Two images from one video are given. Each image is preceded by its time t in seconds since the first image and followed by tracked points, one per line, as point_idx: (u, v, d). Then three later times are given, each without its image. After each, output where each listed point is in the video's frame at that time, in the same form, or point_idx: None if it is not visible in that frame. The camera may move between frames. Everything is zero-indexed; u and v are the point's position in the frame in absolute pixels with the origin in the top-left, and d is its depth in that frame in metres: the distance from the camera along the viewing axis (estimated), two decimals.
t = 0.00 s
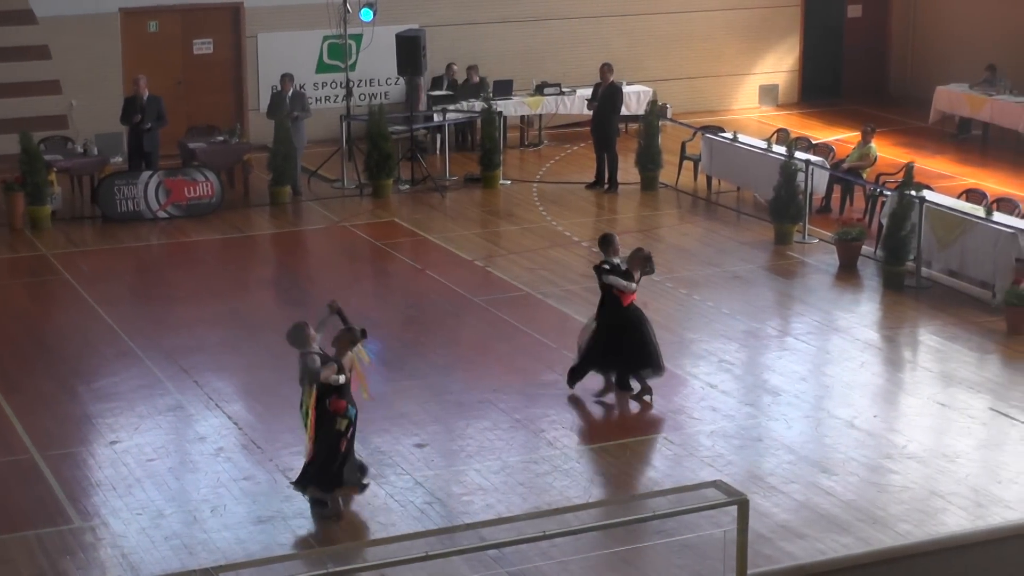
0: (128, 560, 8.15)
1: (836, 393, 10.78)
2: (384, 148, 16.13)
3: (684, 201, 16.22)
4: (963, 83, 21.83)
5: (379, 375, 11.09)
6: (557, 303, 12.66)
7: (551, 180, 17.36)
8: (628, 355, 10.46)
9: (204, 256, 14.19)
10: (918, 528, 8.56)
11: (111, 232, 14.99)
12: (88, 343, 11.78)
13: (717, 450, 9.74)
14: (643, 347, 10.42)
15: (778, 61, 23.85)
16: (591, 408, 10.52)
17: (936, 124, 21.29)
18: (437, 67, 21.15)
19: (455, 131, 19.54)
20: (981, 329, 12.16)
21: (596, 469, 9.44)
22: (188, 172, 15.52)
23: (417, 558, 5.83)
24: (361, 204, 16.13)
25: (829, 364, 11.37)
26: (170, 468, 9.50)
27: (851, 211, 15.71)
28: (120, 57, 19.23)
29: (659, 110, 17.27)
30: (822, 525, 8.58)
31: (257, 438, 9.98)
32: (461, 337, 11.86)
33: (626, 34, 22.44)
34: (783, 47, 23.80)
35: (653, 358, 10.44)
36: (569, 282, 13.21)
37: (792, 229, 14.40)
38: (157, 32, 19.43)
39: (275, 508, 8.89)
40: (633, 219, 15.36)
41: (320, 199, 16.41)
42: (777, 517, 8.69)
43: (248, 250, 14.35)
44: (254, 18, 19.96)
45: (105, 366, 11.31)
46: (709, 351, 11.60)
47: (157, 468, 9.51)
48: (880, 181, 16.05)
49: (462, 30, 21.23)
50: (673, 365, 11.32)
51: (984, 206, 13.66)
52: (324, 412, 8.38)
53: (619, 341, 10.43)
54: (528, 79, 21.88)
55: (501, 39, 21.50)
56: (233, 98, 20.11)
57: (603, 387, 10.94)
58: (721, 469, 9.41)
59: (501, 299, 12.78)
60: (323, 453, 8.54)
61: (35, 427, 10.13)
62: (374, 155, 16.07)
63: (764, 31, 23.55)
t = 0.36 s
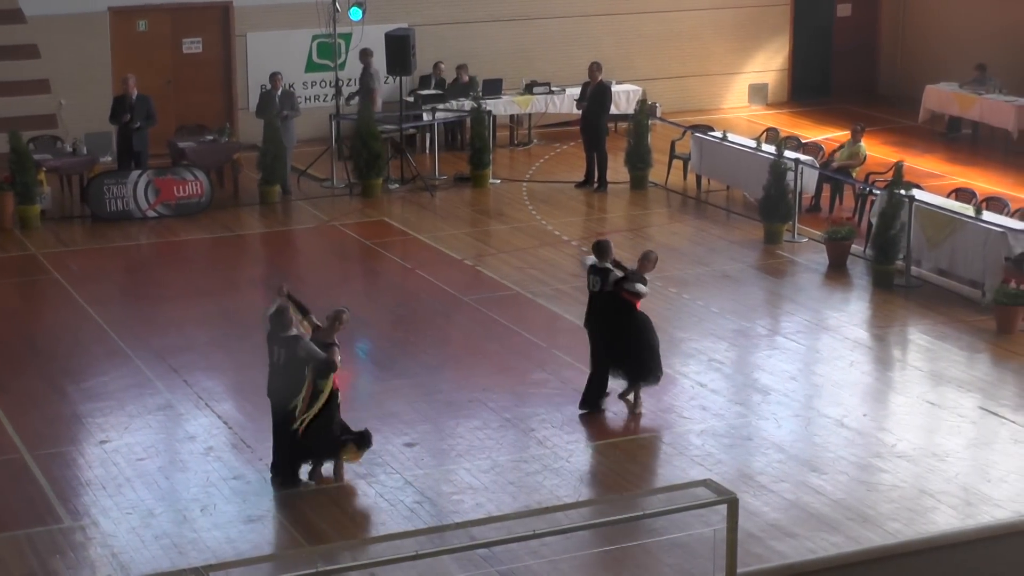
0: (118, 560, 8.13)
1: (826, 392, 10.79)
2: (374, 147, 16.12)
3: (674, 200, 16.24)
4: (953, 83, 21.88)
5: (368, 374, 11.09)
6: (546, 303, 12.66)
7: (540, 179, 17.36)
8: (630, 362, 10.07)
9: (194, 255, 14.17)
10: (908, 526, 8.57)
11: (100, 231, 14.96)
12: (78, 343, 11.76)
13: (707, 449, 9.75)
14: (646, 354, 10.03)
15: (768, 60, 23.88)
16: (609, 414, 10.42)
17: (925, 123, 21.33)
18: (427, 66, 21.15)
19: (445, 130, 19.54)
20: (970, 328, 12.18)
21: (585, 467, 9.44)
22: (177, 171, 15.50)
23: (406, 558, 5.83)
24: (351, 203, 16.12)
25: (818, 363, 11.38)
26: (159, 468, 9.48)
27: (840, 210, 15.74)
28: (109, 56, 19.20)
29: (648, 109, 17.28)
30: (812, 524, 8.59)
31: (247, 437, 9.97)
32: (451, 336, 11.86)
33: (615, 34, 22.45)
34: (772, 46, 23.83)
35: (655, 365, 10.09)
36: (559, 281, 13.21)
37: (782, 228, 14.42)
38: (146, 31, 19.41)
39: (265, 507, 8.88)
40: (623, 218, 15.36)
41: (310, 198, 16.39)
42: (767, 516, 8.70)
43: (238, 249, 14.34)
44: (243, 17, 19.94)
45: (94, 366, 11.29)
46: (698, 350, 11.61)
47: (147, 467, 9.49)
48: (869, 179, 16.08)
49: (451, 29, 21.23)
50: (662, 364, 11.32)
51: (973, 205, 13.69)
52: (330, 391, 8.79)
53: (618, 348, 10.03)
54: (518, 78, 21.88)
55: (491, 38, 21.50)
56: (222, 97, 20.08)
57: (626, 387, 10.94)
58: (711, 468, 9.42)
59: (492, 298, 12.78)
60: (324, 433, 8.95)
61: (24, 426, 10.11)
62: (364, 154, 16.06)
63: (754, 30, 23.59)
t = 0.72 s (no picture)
0: (113, 558, 8.13)
1: (820, 389, 10.80)
2: (368, 145, 16.12)
3: (668, 197, 16.25)
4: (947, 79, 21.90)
5: (362, 372, 11.09)
6: (541, 300, 12.66)
7: (535, 177, 17.37)
8: (633, 377, 9.67)
9: (188, 254, 14.16)
10: (903, 523, 8.58)
11: (95, 230, 14.95)
12: (72, 341, 11.75)
13: (701, 446, 9.75)
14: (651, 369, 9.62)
15: (762, 58, 23.89)
16: (609, 426, 10.15)
17: (919, 120, 21.35)
18: (421, 64, 21.14)
19: (439, 128, 19.54)
20: (965, 325, 12.20)
21: (579, 465, 9.44)
22: (171, 169, 15.49)
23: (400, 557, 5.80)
24: (346, 201, 16.12)
25: (813, 360, 11.39)
26: (154, 466, 9.48)
27: (835, 207, 15.75)
28: (104, 54, 19.18)
29: (642, 107, 17.28)
30: (807, 521, 8.59)
31: (241, 435, 9.97)
32: (445, 334, 11.86)
33: (609, 31, 22.46)
34: (767, 43, 23.84)
35: (665, 377, 9.65)
36: (553, 279, 13.21)
37: (776, 225, 14.43)
38: (140, 29, 19.38)
39: (259, 505, 8.88)
40: (617, 215, 15.37)
41: (304, 196, 16.39)
42: (762, 514, 8.71)
43: (232, 247, 14.34)
44: (238, 15, 19.93)
45: (88, 364, 11.28)
46: (691, 348, 11.61)
47: (141, 465, 9.49)
48: (864, 176, 16.08)
49: (445, 27, 21.22)
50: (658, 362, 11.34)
51: (968, 202, 13.70)
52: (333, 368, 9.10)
53: (619, 362, 9.66)
54: (512, 76, 21.89)
55: (485, 36, 21.49)
56: (217, 95, 20.08)
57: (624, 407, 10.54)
58: (705, 465, 9.43)
59: (486, 296, 12.79)
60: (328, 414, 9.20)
61: (19, 425, 10.10)
62: (358, 152, 16.06)
63: (748, 28, 23.59)
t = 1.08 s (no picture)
0: (132, 553, 8.15)
1: (839, 384, 10.77)
2: (385, 141, 16.12)
3: (686, 192, 16.22)
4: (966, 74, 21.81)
5: (381, 367, 11.08)
6: (559, 296, 12.65)
7: (553, 172, 17.35)
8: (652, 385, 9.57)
9: (205, 249, 14.18)
10: (922, 519, 8.55)
11: (113, 226, 14.98)
12: (91, 337, 11.78)
13: (720, 442, 9.73)
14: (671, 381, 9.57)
15: (780, 52, 23.83)
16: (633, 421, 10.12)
17: (937, 115, 21.27)
18: (438, 59, 21.13)
19: (456, 124, 19.54)
20: (983, 320, 12.16)
21: (598, 461, 9.43)
22: (189, 165, 15.51)
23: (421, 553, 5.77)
24: (363, 197, 16.12)
25: (832, 355, 11.36)
26: (172, 462, 9.50)
27: (853, 203, 15.71)
28: (120, 50, 19.20)
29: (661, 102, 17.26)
30: (826, 517, 8.57)
31: (260, 431, 9.98)
32: (464, 330, 11.86)
33: (627, 26, 22.42)
34: (784, 38, 23.78)
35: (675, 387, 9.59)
36: (571, 274, 13.20)
37: (795, 220, 14.39)
38: (158, 25, 19.39)
39: (278, 501, 8.89)
40: (635, 211, 15.35)
41: (322, 192, 16.40)
42: (780, 509, 8.69)
43: (249, 243, 14.35)
44: (255, 11, 19.93)
45: (107, 360, 11.31)
46: (711, 343, 11.59)
47: (160, 461, 9.51)
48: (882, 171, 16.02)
49: (462, 22, 21.20)
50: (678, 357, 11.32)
51: (986, 196, 13.64)
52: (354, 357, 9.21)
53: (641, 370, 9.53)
54: (530, 71, 21.86)
55: (503, 31, 21.47)
56: (234, 91, 20.10)
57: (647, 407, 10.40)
58: (724, 461, 9.42)
59: (504, 291, 12.78)
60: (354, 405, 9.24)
61: (39, 420, 10.13)
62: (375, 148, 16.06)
63: (765, 22, 23.54)
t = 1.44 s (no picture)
0: (145, 548, 8.17)
1: (852, 380, 10.76)
2: (399, 135, 16.12)
3: (700, 187, 16.21)
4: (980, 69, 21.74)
5: (395, 362, 11.09)
6: (573, 291, 12.64)
7: (567, 167, 17.34)
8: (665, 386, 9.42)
9: (217, 244, 14.19)
10: (934, 514, 8.54)
11: (126, 220, 15.01)
12: (104, 332, 11.80)
13: (734, 438, 9.72)
14: (683, 383, 9.41)
15: (793, 48, 23.79)
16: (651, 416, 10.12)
17: (951, 110, 21.21)
18: (451, 54, 21.12)
19: (469, 119, 19.54)
20: (996, 316, 12.13)
21: (611, 456, 9.43)
22: (202, 160, 15.52)
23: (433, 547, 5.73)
24: (376, 191, 16.13)
25: (846, 351, 11.34)
26: (185, 457, 9.51)
27: (867, 198, 15.68)
28: (134, 45, 19.21)
29: (674, 97, 17.24)
30: (839, 512, 8.56)
31: (273, 426, 9.99)
32: (477, 325, 11.86)
33: (640, 20, 22.38)
34: (798, 33, 23.74)
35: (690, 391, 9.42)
36: (585, 269, 13.19)
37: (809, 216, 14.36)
38: (171, 20, 19.40)
39: (291, 496, 8.89)
40: (648, 206, 15.33)
41: (335, 187, 16.41)
42: (793, 504, 8.68)
43: (261, 237, 14.37)
44: (269, 6, 19.95)
45: (119, 354, 11.33)
46: (725, 338, 11.58)
47: (173, 456, 9.52)
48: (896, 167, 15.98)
49: (476, 17, 21.19)
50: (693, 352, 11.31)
51: (999, 192, 13.60)
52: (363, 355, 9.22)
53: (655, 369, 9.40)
54: (544, 66, 21.84)
55: (517, 27, 21.46)
56: (247, 85, 20.11)
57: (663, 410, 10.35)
58: (737, 456, 9.41)
59: (517, 286, 12.78)
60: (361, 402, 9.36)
61: (52, 414, 10.16)
62: (389, 143, 16.06)
63: (779, 17, 23.49)
